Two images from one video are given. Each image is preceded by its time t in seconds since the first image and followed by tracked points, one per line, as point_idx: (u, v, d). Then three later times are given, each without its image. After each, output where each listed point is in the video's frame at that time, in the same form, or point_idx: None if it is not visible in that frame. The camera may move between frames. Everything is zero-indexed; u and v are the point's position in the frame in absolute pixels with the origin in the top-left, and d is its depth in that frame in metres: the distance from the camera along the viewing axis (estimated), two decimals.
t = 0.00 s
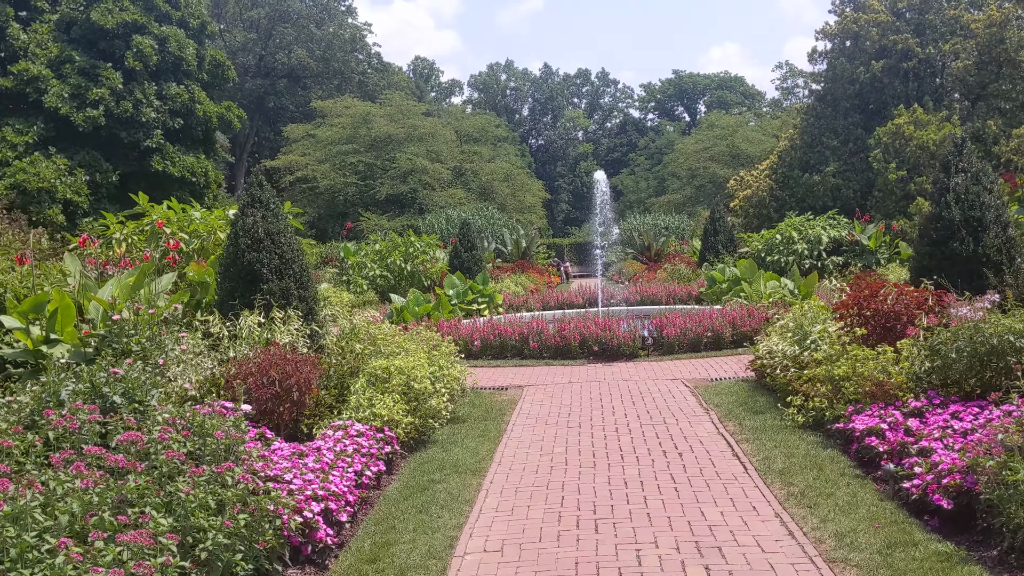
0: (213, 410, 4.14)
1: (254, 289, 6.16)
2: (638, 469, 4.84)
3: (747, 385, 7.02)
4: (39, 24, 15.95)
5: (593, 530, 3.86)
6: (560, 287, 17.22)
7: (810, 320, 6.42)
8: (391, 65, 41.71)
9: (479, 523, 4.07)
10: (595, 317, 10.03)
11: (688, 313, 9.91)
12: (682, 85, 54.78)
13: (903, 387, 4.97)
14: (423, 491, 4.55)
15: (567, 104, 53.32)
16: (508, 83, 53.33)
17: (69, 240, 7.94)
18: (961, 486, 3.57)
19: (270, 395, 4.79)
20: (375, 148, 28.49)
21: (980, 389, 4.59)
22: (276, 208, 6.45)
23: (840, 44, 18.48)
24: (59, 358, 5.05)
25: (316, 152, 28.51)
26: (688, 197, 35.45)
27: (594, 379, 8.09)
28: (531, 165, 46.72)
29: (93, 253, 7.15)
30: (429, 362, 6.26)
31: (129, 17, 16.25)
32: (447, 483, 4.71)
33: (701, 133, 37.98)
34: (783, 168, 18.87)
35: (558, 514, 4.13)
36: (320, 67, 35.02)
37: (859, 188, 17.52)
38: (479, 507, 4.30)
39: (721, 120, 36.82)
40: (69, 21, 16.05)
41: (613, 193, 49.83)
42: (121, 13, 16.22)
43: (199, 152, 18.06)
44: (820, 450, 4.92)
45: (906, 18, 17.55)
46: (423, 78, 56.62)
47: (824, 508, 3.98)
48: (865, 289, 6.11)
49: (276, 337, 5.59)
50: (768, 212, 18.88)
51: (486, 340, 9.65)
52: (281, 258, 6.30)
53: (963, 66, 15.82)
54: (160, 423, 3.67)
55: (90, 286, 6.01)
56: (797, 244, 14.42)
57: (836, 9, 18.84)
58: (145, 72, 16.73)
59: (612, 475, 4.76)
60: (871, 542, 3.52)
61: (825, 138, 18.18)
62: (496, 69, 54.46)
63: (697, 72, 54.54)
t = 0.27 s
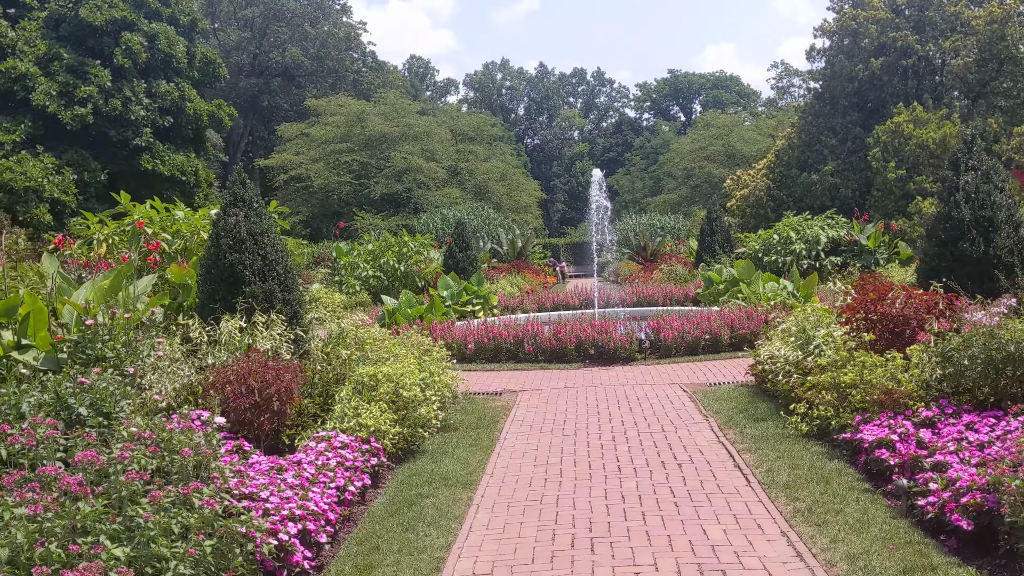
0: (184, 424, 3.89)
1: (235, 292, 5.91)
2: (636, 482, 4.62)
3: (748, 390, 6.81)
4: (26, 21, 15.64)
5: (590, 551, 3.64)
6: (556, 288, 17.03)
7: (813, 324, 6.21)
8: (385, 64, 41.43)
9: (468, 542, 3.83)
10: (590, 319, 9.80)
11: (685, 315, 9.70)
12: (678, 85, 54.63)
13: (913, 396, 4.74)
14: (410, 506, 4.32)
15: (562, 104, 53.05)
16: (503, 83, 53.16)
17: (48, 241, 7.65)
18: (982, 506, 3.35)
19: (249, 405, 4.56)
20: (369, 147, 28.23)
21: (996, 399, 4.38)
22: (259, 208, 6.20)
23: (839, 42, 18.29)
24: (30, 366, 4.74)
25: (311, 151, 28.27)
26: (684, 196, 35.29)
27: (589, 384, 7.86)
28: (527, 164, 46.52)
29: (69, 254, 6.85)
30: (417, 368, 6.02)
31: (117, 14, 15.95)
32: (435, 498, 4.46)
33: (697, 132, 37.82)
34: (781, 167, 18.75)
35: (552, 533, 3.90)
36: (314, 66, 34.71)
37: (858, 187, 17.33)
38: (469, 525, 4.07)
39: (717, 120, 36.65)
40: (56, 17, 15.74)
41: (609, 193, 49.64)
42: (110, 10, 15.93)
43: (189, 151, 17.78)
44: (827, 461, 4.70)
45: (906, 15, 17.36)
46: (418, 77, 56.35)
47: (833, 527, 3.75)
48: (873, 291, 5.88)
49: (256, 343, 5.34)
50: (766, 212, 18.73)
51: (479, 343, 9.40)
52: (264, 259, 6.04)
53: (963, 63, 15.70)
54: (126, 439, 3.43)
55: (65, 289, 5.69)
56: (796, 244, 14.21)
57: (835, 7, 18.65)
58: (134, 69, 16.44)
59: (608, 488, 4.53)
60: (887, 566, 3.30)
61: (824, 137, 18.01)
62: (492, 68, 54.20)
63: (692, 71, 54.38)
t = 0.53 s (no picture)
0: (149, 436, 3.65)
1: (215, 294, 5.67)
2: (633, 493, 4.38)
3: (750, 394, 6.58)
4: (14, 18, 15.40)
5: (582, 570, 3.40)
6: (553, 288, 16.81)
7: (817, 327, 5.97)
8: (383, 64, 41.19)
9: (453, 560, 3.60)
10: (587, 320, 9.57)
11: (684, 316, 9.47)
12: (676, 86, 54.42)
13: (923, 403, 4.51)
14: (392, 521, 4.08)
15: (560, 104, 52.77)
16: (501, 83, 52.98)
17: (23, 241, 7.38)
18: (1003, 523, 3.12)
19: (223, 414, 4.34)
20: (366, 146, 27.98)
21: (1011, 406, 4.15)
22: (241, 206, 5.97)
23: (839, 40, 18.08)
24: None
25: (307, 151, 28.05)
26: (682, 197, 35.08)
27: (585, 387, 7.62)
28: (525, 164, 46.29)
29: (44, 255, 6.58)
30: (404, 372, 5.78)
31: (107, 11, 15.70)
32: (419, 511, 4.23)
33: (695, 132, 37.61)
34: (781, 167, 18.64)
35: (543, 549, 3.66)
36: (312, 65, 34.45)
37: (859, 187, 17.11)
38: (455, 541, 3.83)
39: (716, 120, 36.44)
40: (44, 14, 15.49)
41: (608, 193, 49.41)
42: (99, 6, 15.68)
43: (181, 150, 17.53)
44: (833, 471, 4.46)
45: (907, 13, 17.14)
46: (416, 77, 56.12)
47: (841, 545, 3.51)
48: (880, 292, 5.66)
49: (234, 347, 5.10)
50: (766, 211, 18.52)
51: (473, 346, 9.15)
52: (246, 260, 5.80)
53: (965, 61, 15.49)
54: (82, 454, 3.19)
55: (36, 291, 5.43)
56: (796, 244, 13.98)
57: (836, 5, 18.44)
58: (124, 67, 16.19)
59: (603, 500, 4.29)
60: None
61: (824, 136, 17.81)
62: (490, 68, 53.97)
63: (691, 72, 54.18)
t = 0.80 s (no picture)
0: (115, 453, 3.39)
1: (197, 297, 5.42)
2: (635, 510, 4.12)
3: (756, 400, 6.32)
4: (5, 13, 15.15)
5: None
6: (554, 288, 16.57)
7: (826, 330, 5.73)
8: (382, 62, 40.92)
9: None
10: (587, 321, 9.31)
11: (686, 317, 9.22)
12: (677, 84, 54.15)
13: (943, 413, 4.25)
14: (378, 540, 3.83)
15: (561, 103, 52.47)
16: (502, 82, 52.70)
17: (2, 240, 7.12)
18: None
19: (200, 425, 4.09)
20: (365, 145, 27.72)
21: None
22: (225, 205, 5.71)
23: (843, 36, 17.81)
24: None
25: (306, 150, 27.83)
26: (684, 195, 34.84)
27: (585, 392, 7.37)
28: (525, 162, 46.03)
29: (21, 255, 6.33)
30: (395, 378, 5.52)
31: (99, 6, 15.46)
32: (408, 530, 3.97)
33: (697, 131, 37.35)
34: (784, 165, 18.41)
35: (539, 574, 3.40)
36: (310, 64, 34.18)
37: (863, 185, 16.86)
38: (445, 563, 3.58)
39: (717, 118, 36.19)
40: (35, 9, 15.24)
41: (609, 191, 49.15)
42: (91, 2, 15.43)
43: (175, 148, 17.28)
44: (846, 485, 4.21)
45: (912, 8, 16.88)
46: (416, 75, 55.86)
47: (861, 569, 3.26)
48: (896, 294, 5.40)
49: (215, 353, 4.85)
50: (769, 210, 18.28)
51: (470, 347, 8.90)
52: (230, 261, 5.55)
53: (971, 57, 15.24)
54: (37, 475, 2.94)
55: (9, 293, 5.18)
56: (800, 243, 13.72)
57: None
58: (117, 64, 15.95)
59: (604, 518, 4.03)
60: None
61: (828, 133, 17.55)
62: (490, 67, 53.66)
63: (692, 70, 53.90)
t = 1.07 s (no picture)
0: (87, 472, 3.17)
1: (186, 300, 5.21)
2: (645, 528, 3.88)
3: (768, 407, 6.08)
4: None
5: None
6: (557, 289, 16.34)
7: (843, 336, 5.49)
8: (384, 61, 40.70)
9: None
10: (591, 324, 9.08)
11: (693, 321, 8.98)
12: (680, 84, 53.88)
13: (971, 425, 4.00)
14: (371, 561, 3.59)
15: (563, 103, 52.23)
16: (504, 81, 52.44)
17: None
18: None
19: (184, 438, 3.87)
20: (366, 145, 27.49)
21: None
22: (216, 204, 5.48)
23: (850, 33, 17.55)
24: None
25: (306, 149, 27.60)
26: (686, 195, 34.59)
27: (590, 398, 7.13)
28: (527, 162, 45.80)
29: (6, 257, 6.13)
30: (393, 386, 5.29)
31: (95, 3, 15.25)
32: (404, 549, 3.74)
33: (700, 130, 37.09)
34: (790, 164, 18.15)
35: None
36: (311, 63, 33.95)
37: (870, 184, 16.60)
38: None
39: (720, 117, 35.93)
40: (31, 6, 15.03)
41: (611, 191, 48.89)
42: None
43: (173, 146, 17.07)
44: (868, 502, 3.97)
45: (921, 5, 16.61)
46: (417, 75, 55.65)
47: None
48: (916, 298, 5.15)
49: (203, 360, 4.63)
50: (775, 210, 18.03)
51: (470, 351, 8.67)
52: (221, 262, 5.32)
53: (981, 55, 14.98)
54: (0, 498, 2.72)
55: None
56: (807, 243, 13.48)
57: None
58: (113, 61, 15.74)
59: (612, 537, 3.79)
60: None
61: (835, 132, 17.30)
62: (492, 66, 53.44)
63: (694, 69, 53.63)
